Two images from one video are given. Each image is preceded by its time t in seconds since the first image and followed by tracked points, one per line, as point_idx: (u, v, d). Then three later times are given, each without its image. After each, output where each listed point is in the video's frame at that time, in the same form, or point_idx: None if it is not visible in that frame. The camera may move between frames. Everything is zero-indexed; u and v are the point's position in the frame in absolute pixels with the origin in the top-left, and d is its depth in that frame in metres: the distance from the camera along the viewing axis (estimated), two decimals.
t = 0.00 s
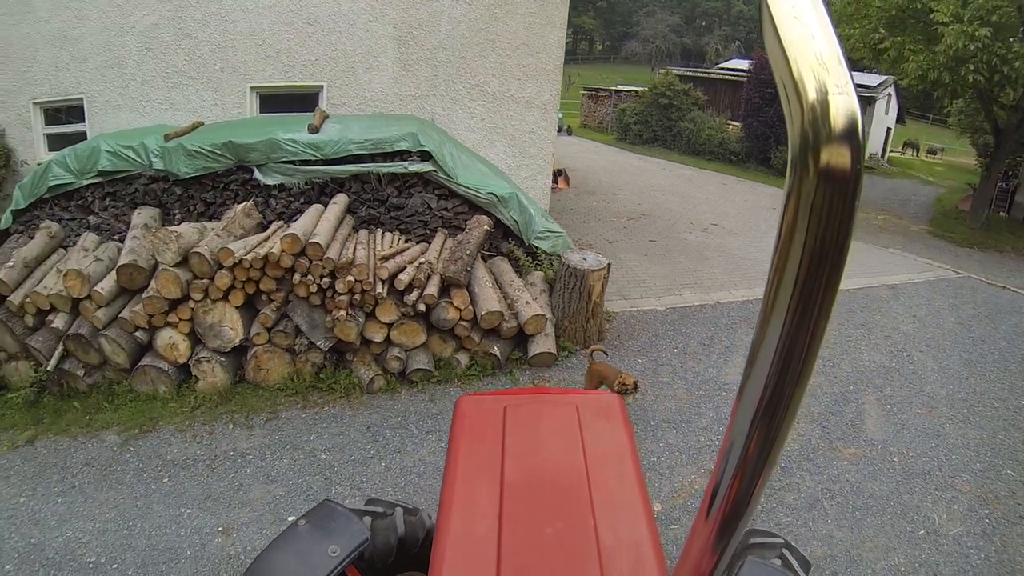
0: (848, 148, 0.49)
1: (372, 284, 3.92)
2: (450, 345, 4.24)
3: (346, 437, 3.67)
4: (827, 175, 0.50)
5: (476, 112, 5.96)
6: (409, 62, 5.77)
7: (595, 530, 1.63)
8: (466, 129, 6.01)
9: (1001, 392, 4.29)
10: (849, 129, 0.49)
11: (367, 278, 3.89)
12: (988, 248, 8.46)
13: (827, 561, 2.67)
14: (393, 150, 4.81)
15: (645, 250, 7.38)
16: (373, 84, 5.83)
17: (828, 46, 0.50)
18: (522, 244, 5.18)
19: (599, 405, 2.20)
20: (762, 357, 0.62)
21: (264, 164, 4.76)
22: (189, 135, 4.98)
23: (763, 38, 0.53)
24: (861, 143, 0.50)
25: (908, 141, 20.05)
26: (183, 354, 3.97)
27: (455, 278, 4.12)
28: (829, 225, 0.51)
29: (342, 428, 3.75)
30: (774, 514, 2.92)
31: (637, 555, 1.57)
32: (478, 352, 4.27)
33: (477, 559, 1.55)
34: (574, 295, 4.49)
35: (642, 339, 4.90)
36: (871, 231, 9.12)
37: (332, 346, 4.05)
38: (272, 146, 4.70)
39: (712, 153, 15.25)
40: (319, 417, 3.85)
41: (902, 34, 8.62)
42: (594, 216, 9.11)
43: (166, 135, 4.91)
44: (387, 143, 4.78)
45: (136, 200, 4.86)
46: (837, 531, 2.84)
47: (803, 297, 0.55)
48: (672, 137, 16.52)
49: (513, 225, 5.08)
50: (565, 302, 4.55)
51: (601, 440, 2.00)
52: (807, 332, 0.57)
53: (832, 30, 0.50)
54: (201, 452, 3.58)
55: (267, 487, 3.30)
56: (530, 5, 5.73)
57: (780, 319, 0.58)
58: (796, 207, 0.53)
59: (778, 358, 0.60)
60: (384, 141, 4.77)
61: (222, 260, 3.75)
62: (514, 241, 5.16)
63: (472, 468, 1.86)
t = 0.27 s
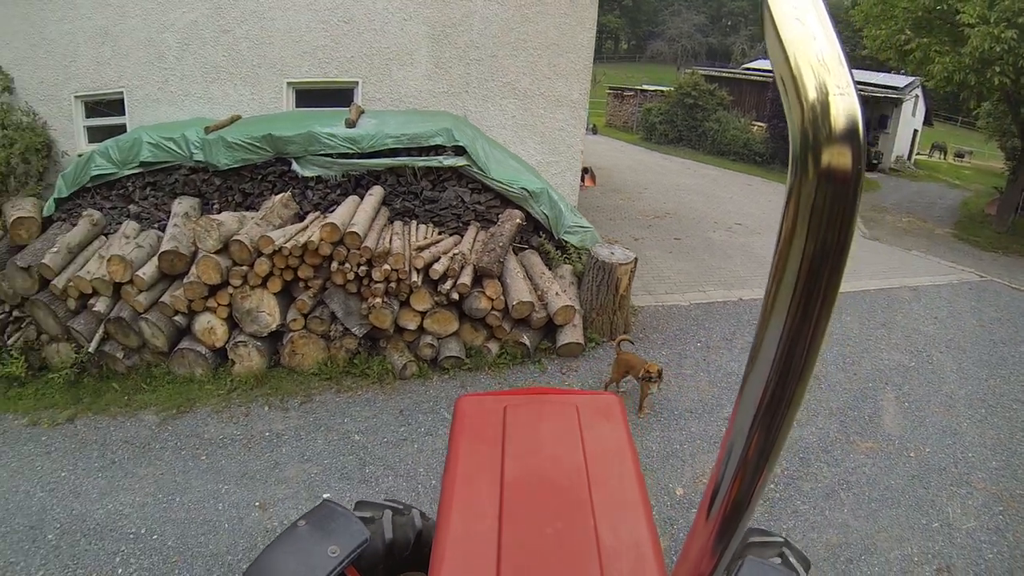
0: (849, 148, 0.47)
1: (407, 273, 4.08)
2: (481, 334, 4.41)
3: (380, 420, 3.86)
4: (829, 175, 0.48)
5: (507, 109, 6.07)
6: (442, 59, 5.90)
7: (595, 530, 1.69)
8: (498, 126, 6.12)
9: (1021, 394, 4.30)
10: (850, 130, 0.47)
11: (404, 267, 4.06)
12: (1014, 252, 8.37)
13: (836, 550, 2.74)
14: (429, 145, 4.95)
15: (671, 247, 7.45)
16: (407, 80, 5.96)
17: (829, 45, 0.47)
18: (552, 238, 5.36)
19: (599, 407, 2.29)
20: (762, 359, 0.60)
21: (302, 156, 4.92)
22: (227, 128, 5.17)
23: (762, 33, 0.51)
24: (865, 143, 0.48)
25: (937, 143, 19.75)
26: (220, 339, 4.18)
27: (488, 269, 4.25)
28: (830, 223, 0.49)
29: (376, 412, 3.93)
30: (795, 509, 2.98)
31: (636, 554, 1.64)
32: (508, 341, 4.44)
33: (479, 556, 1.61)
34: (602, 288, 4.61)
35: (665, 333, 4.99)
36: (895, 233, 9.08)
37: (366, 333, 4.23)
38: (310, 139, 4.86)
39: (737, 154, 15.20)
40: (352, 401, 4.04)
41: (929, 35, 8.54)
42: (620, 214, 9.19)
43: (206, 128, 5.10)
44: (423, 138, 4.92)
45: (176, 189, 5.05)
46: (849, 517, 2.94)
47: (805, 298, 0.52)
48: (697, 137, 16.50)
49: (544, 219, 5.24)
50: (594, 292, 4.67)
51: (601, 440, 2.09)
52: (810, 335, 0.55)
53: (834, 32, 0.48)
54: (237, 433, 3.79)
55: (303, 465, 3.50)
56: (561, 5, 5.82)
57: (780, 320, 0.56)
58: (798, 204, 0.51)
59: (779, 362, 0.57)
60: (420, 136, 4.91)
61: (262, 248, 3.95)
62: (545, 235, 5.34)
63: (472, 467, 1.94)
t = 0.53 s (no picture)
0: (844, 148, 0.52)
1: (444, 264, 4.29)
2: (514, 324, 4.59)
3: (413, 405, 4.05)
4: (824, 173, 0.53)
5: (540, 108, 6.18)
6: (477, 58, 6.06)
7: (595, 530, 1.64)
8: (530, 124, 6.23)
9: None
10: (845, 129, 0.52)
11: (441, 258, 4.26)
12: None
13: (853, 544, 2.81)
14: (465, 140, 5.09)
15: (699, 246, 7.51)
16: (442, 79, 6.13)
17: (824, 44, 0.51)
18: (583, 233, 5.50)
19: (600, 407, 2.24)
20: (759, 357, 0.66)
21: (341, 150, 5.10)
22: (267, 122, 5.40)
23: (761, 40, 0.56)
24: (855, 143, 0.53)
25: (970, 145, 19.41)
26: (258, 325, 4.45)
27: (522, 261, 4.45)
28: (824, 221, 0.54)
29: (411, 396, 4.13)
30: (813, 500, 3.07)
31: (638, 555, 1.59)
32: (539, 331, 4.61)
33: (480, 558, 1.56)
34: (630, 281, 4.75)
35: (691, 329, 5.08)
36: (922, 235, 9.02)
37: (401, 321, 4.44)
38: (349, 133, 5.04)
39: (765, 154, 15.15)
40: (387, 386, 4.24)
41: (958, 35, 8.46)
42: (647, 212, 9.28)
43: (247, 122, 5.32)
44: (459, 133, 5.06)
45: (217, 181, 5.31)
46: (866, 509, 3.03)
47: (801, 295, 0.58)
48: (725, 137, 16.47)
49: (576, 215, 5.38)
50: (624, 284, 4.79)
51: (601, 440, 2.04)
52: (806, 333, 0.60)
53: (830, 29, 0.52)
54: (273, 415, 4.03)
55: (340, 446, 3.71)
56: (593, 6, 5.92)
57: (777, 316, 0.62)
58: (794, 204, 0.56)
59: (777, 359, 0.63)
60: (457, 131, 5.05)
61: (303, 238, 4.20)
62: (576, 229, 5.47)
63: (472, 468, 1.89)
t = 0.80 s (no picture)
0: (848, 148, 0.52)
1: (478, 255, 4.43)
2: (543, 315, 4.73)
3: (444, 391, 4.22)
4: (828, 173, 0.53)
5: (569, 106, 6.30)
6: (507, 58, 6.21)
7: (595, 530, 1.74)
8: (560, 121, 6.35)
9: None
10: (849, 127, 0.52)
11: (474, 249, 4.40)
12: None
13: (864, 532, 2.97)
14: (497, 136, 5.32)
15: (724, 244, 7.56)
16: (473, 76, 6.30)
17: (828, 43, 0.52)
18: (611, 229, 5.62)
19: (600, 408, 2.35)
20: (759, 361, 0.65)
21: (377, 144, 5.34)
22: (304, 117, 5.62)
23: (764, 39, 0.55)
24: (858, 142, 0.53)
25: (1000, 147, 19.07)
26: (294, 312, 4.62)
27: (553, 254, 4.58)
28: (827, 220, 0.53)
29: (442, 382, 4.29)
30: (829, 491, 3.23)
31: (636, 554, 1.68)
32: (568, 323, 4.75)
33: (481, 554, 1.66)
34: (656, 275, 4.88)
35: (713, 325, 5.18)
36: (948, 238, 8.96)
37: (433, 310, 4.61)
38: (385, 129, 5.28)
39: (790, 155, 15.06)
40: (419, 373, 4.43)
41: (985, 36, 8.38)
42: (672, 210, 9.34)
43: (284, 116, 5.59)
44: (492, 130, 5.30)
45: (254, 172, 5.58)
46: (879, 500, 3.17)
47: (803, 297, 0.57)
48: (751, 137, 16.43)
49: (603, 210, 5.53)
50: (650, 279, 4.94)
51: (601, 440, 2.15)
52: (810, 335, 0.59)
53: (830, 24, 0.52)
54: (307, 399, 4.23)
55: (373, 428, 3.89)
56: (622, 7, 6.04)
57: (779, 319, 0.61)
58: (795, 202, 0.56)
59: (778, 363, 0.62)
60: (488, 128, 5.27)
61: (340, 227, 4.39)
62: (604, 225, 5.61)
63: (472, 467, 1.99)
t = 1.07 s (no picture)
0: (842, 146, 0.55)
1: (512, 247, 4.69)
2: (574, 306, 4.93)
3: (478, 377, 4.43)
4: (823, 171, 0.56)
5: (602, 104, 6.49)
6: (541, 56, 6.41)
7: (596, 530, 1.70)
8: (592, 119, 6.55)
9: None
10: (842, 126, 0.55)
11: (509, 241, 4.67)
12: None
13: (884, 525, 3.13)
14: (532, 132, 5.47)
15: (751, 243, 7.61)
16: (508, 74, 6.51)
17: (820, 43, 0.55)
18: (641, 224, 5.77)
19: (600, 408, 2.28)
20: (756, 357, 0.68)
21: (414, 138, 5.52)
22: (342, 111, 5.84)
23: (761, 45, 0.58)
24: (853, 140, 0.56)
25: None
26: (331, 300, 4.92)
27: (585, 247, 4.84)
28: (821, 218, 0.56)
29: (476, 368, 4.51)
30: (843, 483, 3.43)
31: (636, 554, 1.64)
32: (598, 314, 4.93)
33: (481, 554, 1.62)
34: (685, 270, 5.03)
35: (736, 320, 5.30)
36: (977, 242, 8.88)
37: (468, 299, 4.85)
38: (422, 123, 5.46)
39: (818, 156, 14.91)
40: (454, 359, 4.65)
41: (1016, 36, 8.27)
42: (700, 209, 9.40)
43: (322, 110, 5.82)
44: (527, 126, 5.46)
45: (292, 164, 5.82)
46: (900, 496, 3.32)
47: (799, 297, 0.61)
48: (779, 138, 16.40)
49: (634, 206, 5.68)
50: (677, 271, 5.09)
51: (601, 439, 2.10)
52: (806, 328, 0.63)
53: (826, 24, 0.55)
54: (344, 383, 4.52)
55: (409, 412, 4.14)
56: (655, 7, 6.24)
57: (777, 316, 0.64)
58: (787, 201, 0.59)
59: (775, 358, 0.66)
60: (524, 124, 5.42)
61: (380, 217, 4.67)
62: (635, 221, 5.76)
63: (472, 467, 1.94)
